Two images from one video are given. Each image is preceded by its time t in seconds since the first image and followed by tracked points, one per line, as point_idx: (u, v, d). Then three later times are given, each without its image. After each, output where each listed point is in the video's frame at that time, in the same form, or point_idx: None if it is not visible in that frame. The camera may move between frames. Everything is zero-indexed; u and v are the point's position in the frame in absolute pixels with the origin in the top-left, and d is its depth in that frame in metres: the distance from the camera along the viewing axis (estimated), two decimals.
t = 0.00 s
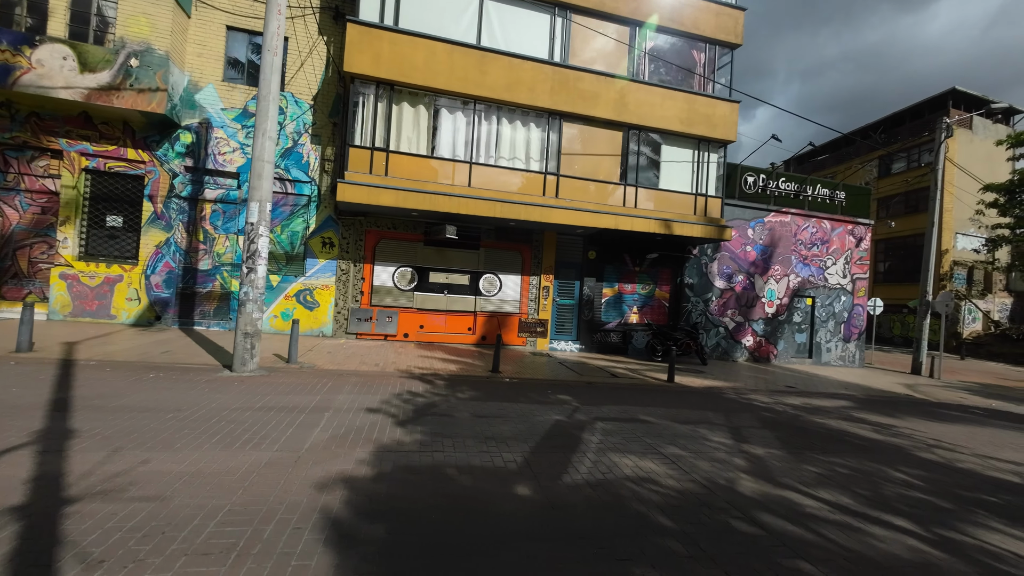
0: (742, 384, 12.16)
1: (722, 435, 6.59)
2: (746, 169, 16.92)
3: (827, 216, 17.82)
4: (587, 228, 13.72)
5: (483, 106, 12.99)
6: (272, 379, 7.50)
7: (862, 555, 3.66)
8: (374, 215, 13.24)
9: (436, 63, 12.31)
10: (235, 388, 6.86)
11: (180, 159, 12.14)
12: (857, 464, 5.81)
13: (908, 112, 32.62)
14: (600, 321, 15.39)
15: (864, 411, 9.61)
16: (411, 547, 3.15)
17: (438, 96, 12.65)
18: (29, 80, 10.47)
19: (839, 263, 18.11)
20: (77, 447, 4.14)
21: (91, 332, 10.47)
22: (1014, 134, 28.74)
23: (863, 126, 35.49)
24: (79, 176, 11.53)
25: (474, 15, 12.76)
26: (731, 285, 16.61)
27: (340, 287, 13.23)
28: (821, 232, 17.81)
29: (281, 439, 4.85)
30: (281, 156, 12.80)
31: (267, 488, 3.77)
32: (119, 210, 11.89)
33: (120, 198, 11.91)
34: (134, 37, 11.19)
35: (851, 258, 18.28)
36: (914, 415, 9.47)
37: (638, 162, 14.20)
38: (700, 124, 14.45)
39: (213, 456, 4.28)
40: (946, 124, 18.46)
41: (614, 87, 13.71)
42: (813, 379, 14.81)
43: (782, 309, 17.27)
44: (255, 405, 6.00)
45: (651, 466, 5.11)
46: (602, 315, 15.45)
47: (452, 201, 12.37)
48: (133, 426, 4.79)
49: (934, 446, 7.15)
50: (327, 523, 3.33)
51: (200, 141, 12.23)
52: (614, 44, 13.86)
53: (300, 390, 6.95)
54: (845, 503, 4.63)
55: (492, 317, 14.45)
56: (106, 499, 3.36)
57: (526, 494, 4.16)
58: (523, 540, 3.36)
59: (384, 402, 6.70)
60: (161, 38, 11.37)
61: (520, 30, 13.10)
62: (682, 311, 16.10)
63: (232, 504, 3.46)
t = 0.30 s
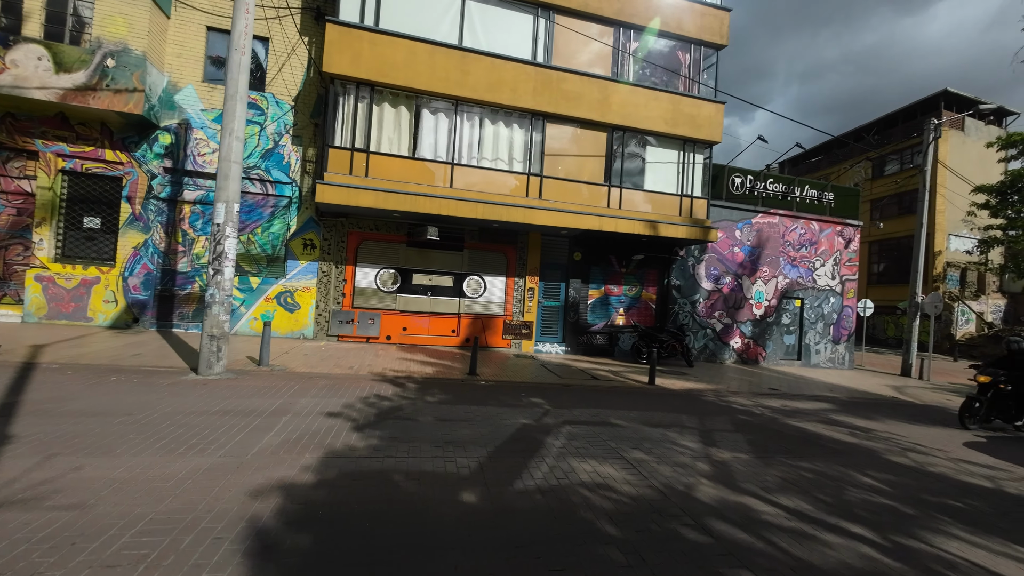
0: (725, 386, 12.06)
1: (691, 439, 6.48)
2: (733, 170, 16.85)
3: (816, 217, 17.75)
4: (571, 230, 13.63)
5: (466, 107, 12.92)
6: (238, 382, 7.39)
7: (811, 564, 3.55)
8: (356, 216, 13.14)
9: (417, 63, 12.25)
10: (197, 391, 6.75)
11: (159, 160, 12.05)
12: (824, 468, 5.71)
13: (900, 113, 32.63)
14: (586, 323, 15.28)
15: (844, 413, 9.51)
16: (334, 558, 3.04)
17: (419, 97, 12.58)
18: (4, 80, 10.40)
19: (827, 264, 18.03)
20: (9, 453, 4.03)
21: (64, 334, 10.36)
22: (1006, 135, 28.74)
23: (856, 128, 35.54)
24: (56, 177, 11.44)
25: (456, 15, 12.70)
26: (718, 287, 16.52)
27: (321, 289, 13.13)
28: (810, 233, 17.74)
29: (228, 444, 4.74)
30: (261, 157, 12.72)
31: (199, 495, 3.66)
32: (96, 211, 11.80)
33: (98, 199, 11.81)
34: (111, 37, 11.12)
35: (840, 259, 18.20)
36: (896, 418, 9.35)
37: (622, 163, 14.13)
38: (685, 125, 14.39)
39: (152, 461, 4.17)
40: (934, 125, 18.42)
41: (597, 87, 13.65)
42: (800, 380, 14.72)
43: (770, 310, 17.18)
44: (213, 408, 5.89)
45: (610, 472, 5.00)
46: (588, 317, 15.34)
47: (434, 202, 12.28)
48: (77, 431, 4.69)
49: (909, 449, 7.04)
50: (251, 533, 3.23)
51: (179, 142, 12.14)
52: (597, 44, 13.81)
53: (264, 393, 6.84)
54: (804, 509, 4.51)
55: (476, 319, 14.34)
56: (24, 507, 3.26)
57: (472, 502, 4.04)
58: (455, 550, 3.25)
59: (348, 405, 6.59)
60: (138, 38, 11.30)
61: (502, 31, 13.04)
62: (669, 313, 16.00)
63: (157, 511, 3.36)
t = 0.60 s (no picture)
0: (708, 388, 11.95)
1: (659, 438, 6.40)
2: (721, 171, 16.81)
3: (805, 218, 17.69)
4: (556, 229, 13.57)
5: (450, 107, 12.90)
6: (205, 380, 7.31)
7: (756, 565, 3.44)
8: (340, 216, 13.09)
9: (400, 62, 12.24)
10: (161, 388, 6.68)
11: (141, 158, 12.02)
12: (790, 468, 5.62)
13: (894, 116, 32.65)
14: (573, 324, 15.20)
15: (824, 414, 9.40)
16: (255, 555, 2.96)
17: (403, 96, 12.57)
18: None
19: (817, 265, 17.97)
20: None
21: (40, 333, 10.29)
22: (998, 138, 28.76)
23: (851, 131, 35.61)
24: (36, 175, 11.42)
25: (441, 14, 12.70)
26: (706, 288, 16.45)
27: (304, 289, 13.07)
28: (799, 235, 17.68)
29: (176, 441, 4.66)
30: (244, 156, 12.70)
31: (131, 491, 3.59)
32: (77, 210, 11.75)
33: (78, 197, 11.76)
34: (92, 36, 11.12)
35: (830, 260, 18.13)
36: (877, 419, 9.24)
37: (608, 163, 14.09)
38: (671, 125, 14.37)
39: (92, 457, 4.10)
40: (923, 126, 18.42)
41: (582, 87, 13.64)
42: (788, 382, 14.60)
43: (759, 312, 17.10)
44: (171, 406, 5.82)
45: (567, 470, 4.92)
46: (575, 317, 15.27)
47: (416, 201, 12.23)
48: (22, 427, 4.62)
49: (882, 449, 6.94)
50: (175, 529, 3.15)
51: (161, 140, 12.12)
52: (583, 44, 13.81)
53: (229, 392, 6.76)
54: (761, 509, 4.42)
55: (461, 319, 14.27)
56: None
57: (416, 500, 3.95)
58: (384, 549, 3.17)
59: (313, 404, 6.50)
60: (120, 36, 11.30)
61: (486, 31, 13.04)
62: (656, 314, 15.91)
63: (82, 507, 3.29)
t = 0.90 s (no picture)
0: (693, 390, 11.79)
1: (629, 442, 6.28)
2: (711, 173, 16.71)
3: (796, 220, 17.57)
4: (542, 231, 13.47)
5: (434, 107, 12.83)
6: (173, 382, 7.21)
7: None
8: (324, 217, 13.01)
9: (384, 63, 12.19)
10: (125, 390, 6.58)
11: (122, 159, 11.96)
12: (759, 474, 5.49)
13: (890, 118, 32.56)
14: (560, 326, 15.08)
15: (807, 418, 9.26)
16: (172, 565, 2.85)
17: (387, 97, 12.51)
18: None
19: (808, 267, 17.84)
20: None
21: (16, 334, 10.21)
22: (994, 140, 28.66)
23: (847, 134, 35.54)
24: (17, 176, 11.38)
25: (425, 15, 12.64)
26: (696, 290, 16.33)
27: (287, 290, 12.99)
28: (790, 236, 17.56)
29: (123, 444, 4.56)
30: (227, 157, 12.65)
31: (61, 497, 3.49)
32: (57, 210, 11.70)
33: (59, 198, 11.70)
34: (73, 36, 11.08)
35: (821, 263, 18.01)
36: (860, 424, 9.09)
37: (595, 164, 14.00)
38: (658, 126, 14.29)
39: (30, 461, 4.00)
40: (915, 127, 18.32)
41: (568, 88, 13.57)
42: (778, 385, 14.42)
43: (750, 314, 16.97)
44: (130, 408, 5.72)
45: (525, 475, 4.80)
46: (562, 320, 15.15)
47: (399, 202, 12.14)
48: None
49: (859, 453, 6.79)
50: (95, 537, 3.04)
51: (143, 141, 12.08)
52: (570, 45, 13.76)
53: (195, 394, 6.66)
54: (719, 517, 4.29)
55: (447, 321, 14.17)
56: None
57: (358, 506, 3.84)
58: (311, 559, 3.05)
59: (277, 406, 6.39)
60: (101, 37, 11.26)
61: (472, 31, 12.98)
62: (645, 317, 15.79)
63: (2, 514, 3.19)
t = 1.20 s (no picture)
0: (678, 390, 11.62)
1: (598, 441, 6.11)
2: (700, 171, 16.59)
3: (787, 219, 17.41)
4: (527, 228, 13.32)
5: (418, 103, 12.71)
6: (136, 379, 7.06)
7: None
8: (306, 214, 12.88)
9: (366, 59, 12.08)
10: (84, 387, 6.43)
11: (101, 155, 11.84)
12: (727, 474, 5.33)
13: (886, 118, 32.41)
14: (547, 325, 14.91)
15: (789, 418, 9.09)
16: (74, 567, 2.71)
17: (369, 93, 12.38)
18: None
19: (800, 267, 17.67)
20: None
21: None
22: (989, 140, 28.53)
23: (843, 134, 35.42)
24: None
25: (408, 10, 12.54)
26: (685, 289, 16.15)
27: (269, 288, 12.86)
28: (781, 235, 17.39)
29: (63, 441, 4.42)
30: (208, 154, 12.53)
31: None
32: (35, 207, 11.57)
33: (36, 194, 11.58)
34: (51, 30, 10.98)
35: (813, 262, 17.84)
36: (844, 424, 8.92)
37: (581, 161, 13.86)
38: (645, 124, 14.16)
39: None
40: (907, 125, 18.17)
41: (554, 85, 13.44)
42: (767, 385, 14.25)
43: (740, 314, 16.81)
44: (82, 405, 5.58)
45: (479, 474, 4.64)
46: (549, 319, 14.99)
47: (381, 199, 12.00)
48: None
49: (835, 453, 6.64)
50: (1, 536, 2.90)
51: (123, 137, 11.96)
52: (557, 42, 13.64)
53: (155, 391, 6.52)
54: (675, 517, 4.13)
55: (431, 320, 14.02)
56: None
57: (294, 505, 3.69)
58: (226, 561, 2.90)
59: (238, 404, 6.24)
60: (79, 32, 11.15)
61: (456, 27, 12.86)
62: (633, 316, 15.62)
63: None
